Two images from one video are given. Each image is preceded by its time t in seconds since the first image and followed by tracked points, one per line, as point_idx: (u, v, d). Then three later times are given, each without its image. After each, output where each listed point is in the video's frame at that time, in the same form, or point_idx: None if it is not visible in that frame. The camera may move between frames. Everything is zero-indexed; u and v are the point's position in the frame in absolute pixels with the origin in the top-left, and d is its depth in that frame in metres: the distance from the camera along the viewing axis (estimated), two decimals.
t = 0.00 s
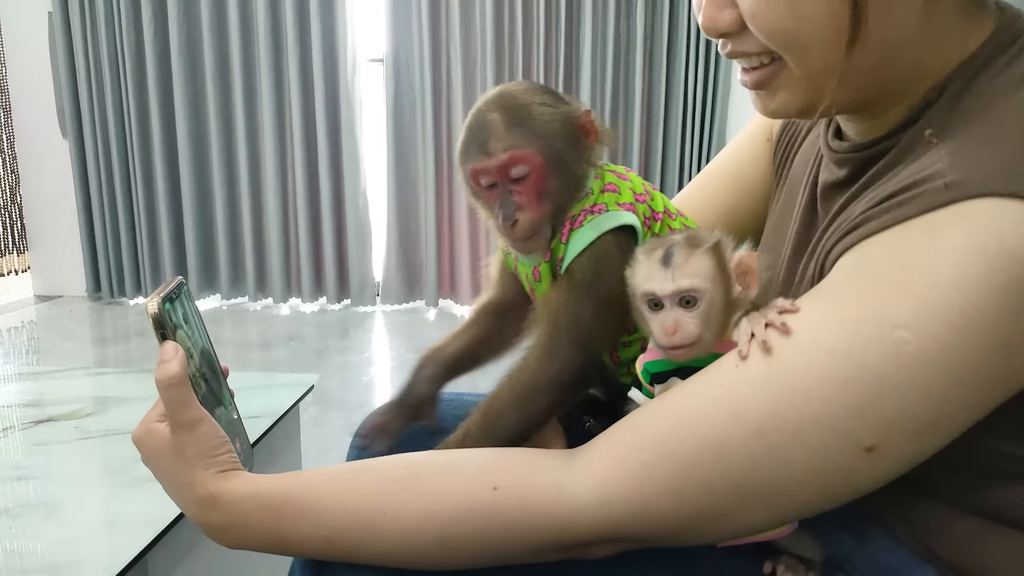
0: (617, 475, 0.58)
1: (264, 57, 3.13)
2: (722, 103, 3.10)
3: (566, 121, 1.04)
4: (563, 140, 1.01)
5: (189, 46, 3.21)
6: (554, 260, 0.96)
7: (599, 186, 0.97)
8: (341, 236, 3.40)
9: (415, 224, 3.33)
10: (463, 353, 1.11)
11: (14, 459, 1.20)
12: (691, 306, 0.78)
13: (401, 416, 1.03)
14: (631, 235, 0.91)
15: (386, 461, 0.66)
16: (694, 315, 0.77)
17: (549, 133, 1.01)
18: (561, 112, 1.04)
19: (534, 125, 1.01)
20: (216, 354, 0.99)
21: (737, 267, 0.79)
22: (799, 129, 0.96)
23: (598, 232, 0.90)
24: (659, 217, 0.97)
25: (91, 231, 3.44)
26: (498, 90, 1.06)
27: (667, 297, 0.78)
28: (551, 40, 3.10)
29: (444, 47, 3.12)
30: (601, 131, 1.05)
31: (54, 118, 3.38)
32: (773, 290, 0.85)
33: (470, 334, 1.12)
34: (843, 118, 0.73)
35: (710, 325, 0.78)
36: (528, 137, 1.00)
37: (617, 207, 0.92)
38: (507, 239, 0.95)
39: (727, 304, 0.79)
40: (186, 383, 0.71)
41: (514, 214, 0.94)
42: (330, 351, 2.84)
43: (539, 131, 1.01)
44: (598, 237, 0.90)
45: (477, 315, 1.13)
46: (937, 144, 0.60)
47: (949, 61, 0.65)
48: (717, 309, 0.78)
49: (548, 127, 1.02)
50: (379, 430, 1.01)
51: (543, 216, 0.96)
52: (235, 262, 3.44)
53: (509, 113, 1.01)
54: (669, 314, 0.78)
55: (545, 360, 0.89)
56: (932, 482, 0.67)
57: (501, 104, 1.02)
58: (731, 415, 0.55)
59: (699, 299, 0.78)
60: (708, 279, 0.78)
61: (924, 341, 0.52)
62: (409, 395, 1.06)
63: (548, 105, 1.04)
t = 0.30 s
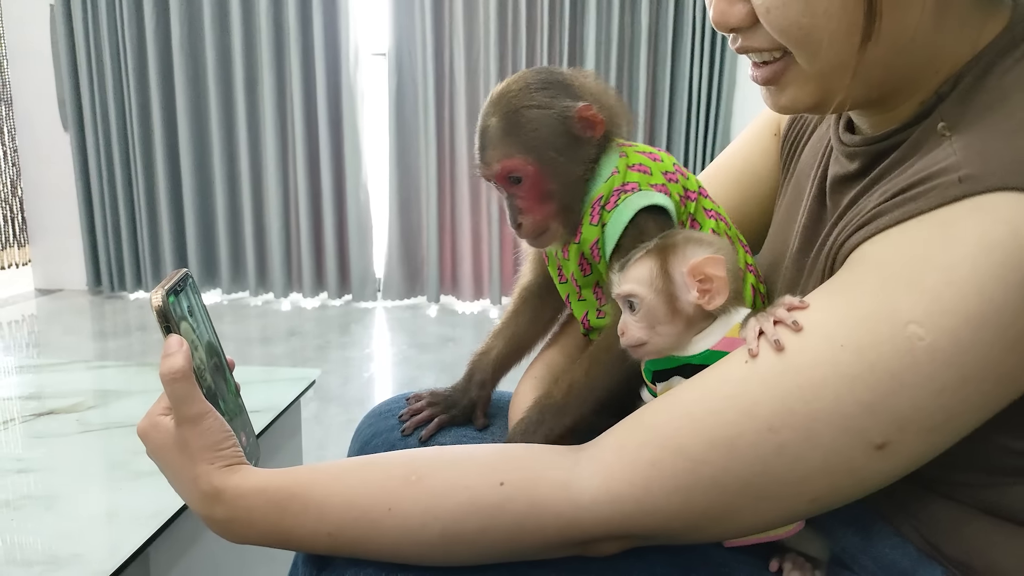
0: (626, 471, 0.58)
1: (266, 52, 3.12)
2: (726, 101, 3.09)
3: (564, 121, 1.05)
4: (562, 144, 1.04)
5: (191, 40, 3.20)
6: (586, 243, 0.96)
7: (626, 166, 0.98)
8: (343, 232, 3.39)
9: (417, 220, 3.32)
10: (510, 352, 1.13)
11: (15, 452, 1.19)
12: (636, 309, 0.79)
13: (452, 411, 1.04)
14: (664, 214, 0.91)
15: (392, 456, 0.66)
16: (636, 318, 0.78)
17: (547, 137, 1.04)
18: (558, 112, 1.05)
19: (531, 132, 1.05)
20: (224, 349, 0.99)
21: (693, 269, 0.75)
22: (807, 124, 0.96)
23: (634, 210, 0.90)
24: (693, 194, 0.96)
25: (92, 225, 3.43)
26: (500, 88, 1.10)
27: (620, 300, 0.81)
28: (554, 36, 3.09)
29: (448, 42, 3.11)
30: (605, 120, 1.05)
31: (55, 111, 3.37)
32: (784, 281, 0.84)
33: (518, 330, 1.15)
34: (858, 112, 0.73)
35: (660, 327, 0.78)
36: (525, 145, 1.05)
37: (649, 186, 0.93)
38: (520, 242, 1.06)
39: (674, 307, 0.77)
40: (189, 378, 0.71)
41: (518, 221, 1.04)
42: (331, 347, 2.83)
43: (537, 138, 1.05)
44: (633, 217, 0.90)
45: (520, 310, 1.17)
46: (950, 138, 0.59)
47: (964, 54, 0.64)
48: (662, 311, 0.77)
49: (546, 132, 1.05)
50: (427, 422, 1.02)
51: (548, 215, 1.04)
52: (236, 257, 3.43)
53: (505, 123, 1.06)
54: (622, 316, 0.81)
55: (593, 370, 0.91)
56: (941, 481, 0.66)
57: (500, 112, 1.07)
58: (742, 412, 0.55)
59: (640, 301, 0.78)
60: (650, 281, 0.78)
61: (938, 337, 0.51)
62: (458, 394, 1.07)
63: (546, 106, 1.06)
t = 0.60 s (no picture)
0: (632, 468, 0.58)
1: (267, 47, 3.11)
2: (729, 92, 3.07)
3: (598, 106, 1.04)
4: (593, 129, 1.04)
5: (192, 33, 3.19)
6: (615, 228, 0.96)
7: (662, 153, 0.98)
8: (344, 228, 3.39)
9: (418, 215, 3.32)
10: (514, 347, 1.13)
11: (15, 446, 1.19)
12: (637, 308, 0.79)
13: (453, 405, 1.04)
14: (698, 202, 0.91)
15: (397, 452, 0.65)
16: (638, 317, 0.79)
17: (580, 122, 1.04)
18: (593, 96, 1.04)
19: (564, 114, 1.04)
20: (224, 340, 0.99)
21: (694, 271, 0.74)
22: (814, 116, 0.95)
23: (670, 198, 0.90)
24: (722, 185, 0.96)
25: (93, 219, 3.43)
26: (536, 68, 1.09)
27: (622, 298, 0.81)
28: (556, 30, 3.07)
29: (449, 36, 3.10)
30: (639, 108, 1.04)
31: (55, 105, 3.36)
32: (790, 275, 0.84)
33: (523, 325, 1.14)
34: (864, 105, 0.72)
35: (662, 327, 0.78)
36: (556, 128, 1.05)
37: (685, 173, 0.93)
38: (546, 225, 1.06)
39: (676, 307, 0.77)
40: (193, 373, 0.70)
41: (544, 204, 1.04)
42: (332, 343, 2.83)
43: (569, 121, 1.04)
44: (670, 203, 0.90)
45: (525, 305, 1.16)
46: (962, 132, 0.59)
47: (976, 47, 0.63)
48: (664, 311, 0.77)
49: (579, 116, 1.04)
50: (427, 416, 1.01)
51: (575, 200, 1.04)
52: (237, 253, 3.43)
53: (538, 104, 1.05)
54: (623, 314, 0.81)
55: (590, 386, 0.90)
56: (945, 477, 0.66)
57: (534, 91, 1.06)
58: (750, 408, 0.54)
59: (641, 301, 0.78)
60: (649, 282, 0.78)
61: (949, 332, 0.51)
62: (461, 388, 1.07)
63: (582, 89, 1.05)
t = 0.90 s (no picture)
0: (631, 468, 0.58)
1: (266, 49, 3.11)
2: (727, 92, 3.07)
3: (637, 103, 1.01)
4: (636, 124, 1.00)
5: (191, 33, 3.19)
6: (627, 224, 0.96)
7: (674, 150, 0.99)
8: (343, 229, 3.38)
9: (416, 216, 3.32)
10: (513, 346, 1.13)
11: (13, 447, 1.19)
12: (632, 310, 0.80)
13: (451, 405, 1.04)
14: (710, 196, 0.92)
15: (395, 453, 0.65)
16: (632, 319, 0.80)
17: (625, 117, 1.00)
18: (632, 93, 1.01)
19: (607, 109, 1.00)
20: (226, 340, 0.98)
21: (689, 276, 0.74)
22: (811, 119, 0.96)
23: (683, 193, 0.92)
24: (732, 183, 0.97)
25: (91, 220, 3.42)
26: (567, 64, 1.05)
27: (618, 300, 0.82)
28: (555, 30, 3.08)
29: (448, 37, 3.10)
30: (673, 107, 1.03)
31: (54, 106, 3.36)
32: (789, 276, 0.84)
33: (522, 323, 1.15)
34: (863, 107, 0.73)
35: (657, 330, 0.78)
36: (603, 123, 0.99)
37: (697, 169, 0.94)
38: (584, 223, 1.00)
39: (670, 310, 0.78)
40: (193, 374, 0.70)
41: (585, 200, 0.98)
42: (330, 344, 2.83)
43: (614, 117, 1.00)
44: (682, 198, 0.92)
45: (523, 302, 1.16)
46: (959, 134, 0.59)
47: (972, 50, 0.64)
48: (658, 314, 0.78)
49: (622, 111, 1.00)
50: (424, 417, 1.01)
51: (619, 196, 0.99)
52: (236, 254, 3.43)
53: (581, 98, 1.00)
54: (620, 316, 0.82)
55: (589, 393, 0.89)
56: (943, 477, 0.66)
57: (574, 88, 1.01)
58: (749, 409, 0.54)
59: (636, 303, 0.79)
60: (644, 285, 0.79)
61: (946, 333, 0.51)
62: (459, 390, 1.07)
63: (621, 86, 1.02)
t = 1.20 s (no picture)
0: (623, 469, 0.58)
1: (262, 51, 3.11)
2: (722, 94, 3.08)
3: (621, 77, 1.05)
4: (617, 96, 1.04)
5: (187, 35, 3.19)
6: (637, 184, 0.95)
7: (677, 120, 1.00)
8: (339, 230, 3.39)
9: (412, 218, 3.32)
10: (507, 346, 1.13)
11: (9, 449, 1.19)
12: (619, 306, 0.81)
13: (440, 404, 1.04)
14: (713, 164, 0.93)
15: (388, 456, 0.66)
16: (618, 316, 0.80)
17: (607, 88, 1.04)
18: (617, 68, 1.06)
19: (591, 83, 1.05)
20: (222, 336, 0.98)
21: (677, 275, 0.75)
22: (804, 122, 0.96)
23: (690, 152, 0.91)
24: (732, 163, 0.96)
25: (87, 221, 3.43)
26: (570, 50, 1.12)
27: (606, 296, 0.83)
28: (550, 32, 3.08)
29: (444, 39, 3.11)
30: (660, 84, 1.06)
31: (51, 108, 3.36)
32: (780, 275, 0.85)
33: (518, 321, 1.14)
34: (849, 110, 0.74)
35: (642, 328, 0.79)
36: (584, 93, 1.05)
37: (701, 138, 0.95)
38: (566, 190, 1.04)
39: (656, 309, 0.78)
40: (185, 381, 0.70)
41: (565, 167, 1.03)
42: (327, 345, 2.83)
43: (596, 88, 1.05)
44: (687, 159, 0.91)
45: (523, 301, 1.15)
46: (946, 137, 0.60)
47: (955, 56, 0.65)
48: (644, 313, 0.79)
49: (605, 84, 1.05)
50: (416, 417, 1.02)
51: (596, 163, 1.02)
52: (232, 255, 3.43)
53: (569, 75, 1.07)
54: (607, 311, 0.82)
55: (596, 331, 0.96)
56: (932, 476, 0.67)
57: (564, 66, 1.08)
58: (739, 410, 0.55)
59: (623, 300, 0.80)
60: (632, 283, 0.79)
61: (931, 333, 0.51)
62: (449, 386, 1.07)
63: (608, 63, 1.07)
